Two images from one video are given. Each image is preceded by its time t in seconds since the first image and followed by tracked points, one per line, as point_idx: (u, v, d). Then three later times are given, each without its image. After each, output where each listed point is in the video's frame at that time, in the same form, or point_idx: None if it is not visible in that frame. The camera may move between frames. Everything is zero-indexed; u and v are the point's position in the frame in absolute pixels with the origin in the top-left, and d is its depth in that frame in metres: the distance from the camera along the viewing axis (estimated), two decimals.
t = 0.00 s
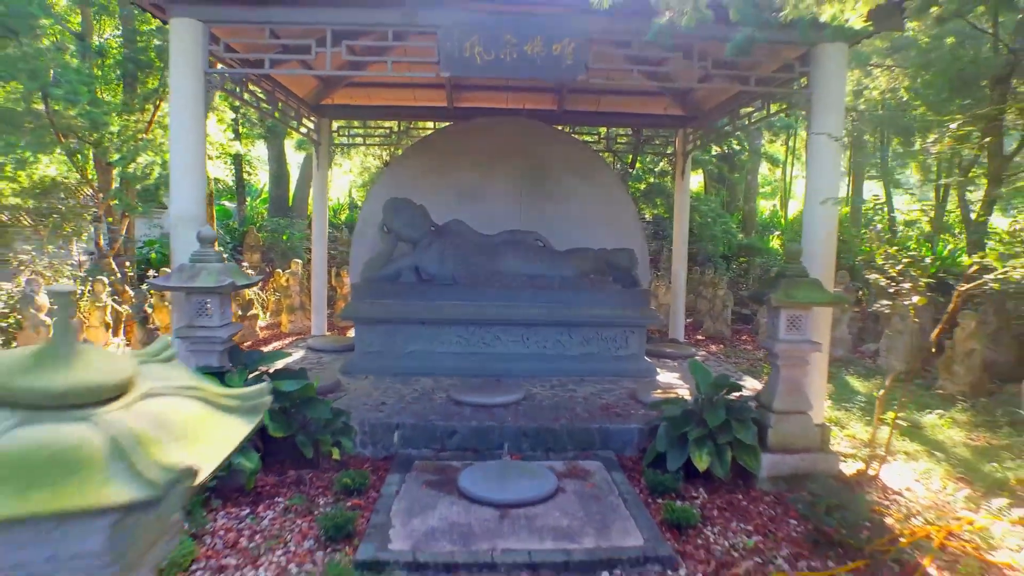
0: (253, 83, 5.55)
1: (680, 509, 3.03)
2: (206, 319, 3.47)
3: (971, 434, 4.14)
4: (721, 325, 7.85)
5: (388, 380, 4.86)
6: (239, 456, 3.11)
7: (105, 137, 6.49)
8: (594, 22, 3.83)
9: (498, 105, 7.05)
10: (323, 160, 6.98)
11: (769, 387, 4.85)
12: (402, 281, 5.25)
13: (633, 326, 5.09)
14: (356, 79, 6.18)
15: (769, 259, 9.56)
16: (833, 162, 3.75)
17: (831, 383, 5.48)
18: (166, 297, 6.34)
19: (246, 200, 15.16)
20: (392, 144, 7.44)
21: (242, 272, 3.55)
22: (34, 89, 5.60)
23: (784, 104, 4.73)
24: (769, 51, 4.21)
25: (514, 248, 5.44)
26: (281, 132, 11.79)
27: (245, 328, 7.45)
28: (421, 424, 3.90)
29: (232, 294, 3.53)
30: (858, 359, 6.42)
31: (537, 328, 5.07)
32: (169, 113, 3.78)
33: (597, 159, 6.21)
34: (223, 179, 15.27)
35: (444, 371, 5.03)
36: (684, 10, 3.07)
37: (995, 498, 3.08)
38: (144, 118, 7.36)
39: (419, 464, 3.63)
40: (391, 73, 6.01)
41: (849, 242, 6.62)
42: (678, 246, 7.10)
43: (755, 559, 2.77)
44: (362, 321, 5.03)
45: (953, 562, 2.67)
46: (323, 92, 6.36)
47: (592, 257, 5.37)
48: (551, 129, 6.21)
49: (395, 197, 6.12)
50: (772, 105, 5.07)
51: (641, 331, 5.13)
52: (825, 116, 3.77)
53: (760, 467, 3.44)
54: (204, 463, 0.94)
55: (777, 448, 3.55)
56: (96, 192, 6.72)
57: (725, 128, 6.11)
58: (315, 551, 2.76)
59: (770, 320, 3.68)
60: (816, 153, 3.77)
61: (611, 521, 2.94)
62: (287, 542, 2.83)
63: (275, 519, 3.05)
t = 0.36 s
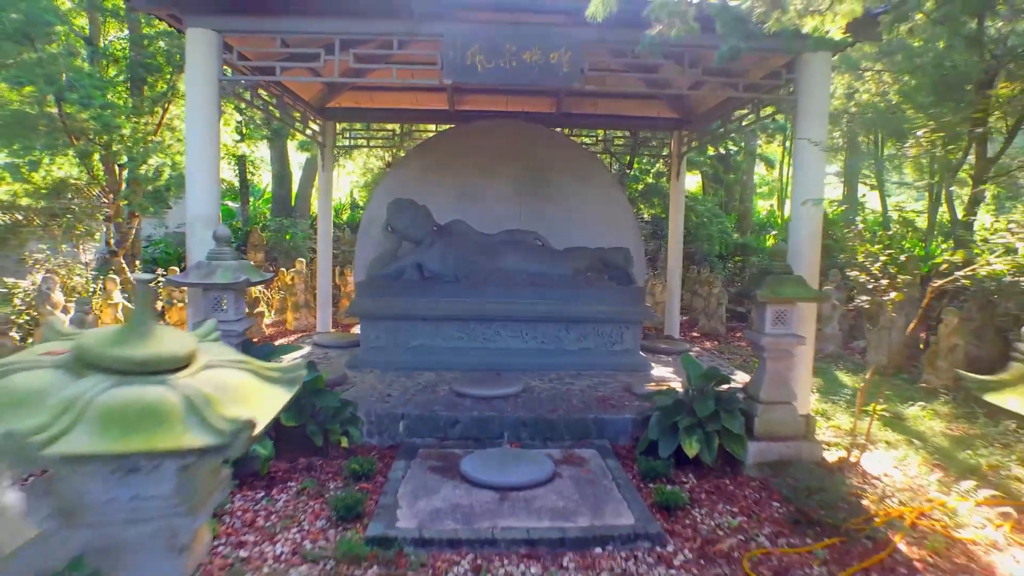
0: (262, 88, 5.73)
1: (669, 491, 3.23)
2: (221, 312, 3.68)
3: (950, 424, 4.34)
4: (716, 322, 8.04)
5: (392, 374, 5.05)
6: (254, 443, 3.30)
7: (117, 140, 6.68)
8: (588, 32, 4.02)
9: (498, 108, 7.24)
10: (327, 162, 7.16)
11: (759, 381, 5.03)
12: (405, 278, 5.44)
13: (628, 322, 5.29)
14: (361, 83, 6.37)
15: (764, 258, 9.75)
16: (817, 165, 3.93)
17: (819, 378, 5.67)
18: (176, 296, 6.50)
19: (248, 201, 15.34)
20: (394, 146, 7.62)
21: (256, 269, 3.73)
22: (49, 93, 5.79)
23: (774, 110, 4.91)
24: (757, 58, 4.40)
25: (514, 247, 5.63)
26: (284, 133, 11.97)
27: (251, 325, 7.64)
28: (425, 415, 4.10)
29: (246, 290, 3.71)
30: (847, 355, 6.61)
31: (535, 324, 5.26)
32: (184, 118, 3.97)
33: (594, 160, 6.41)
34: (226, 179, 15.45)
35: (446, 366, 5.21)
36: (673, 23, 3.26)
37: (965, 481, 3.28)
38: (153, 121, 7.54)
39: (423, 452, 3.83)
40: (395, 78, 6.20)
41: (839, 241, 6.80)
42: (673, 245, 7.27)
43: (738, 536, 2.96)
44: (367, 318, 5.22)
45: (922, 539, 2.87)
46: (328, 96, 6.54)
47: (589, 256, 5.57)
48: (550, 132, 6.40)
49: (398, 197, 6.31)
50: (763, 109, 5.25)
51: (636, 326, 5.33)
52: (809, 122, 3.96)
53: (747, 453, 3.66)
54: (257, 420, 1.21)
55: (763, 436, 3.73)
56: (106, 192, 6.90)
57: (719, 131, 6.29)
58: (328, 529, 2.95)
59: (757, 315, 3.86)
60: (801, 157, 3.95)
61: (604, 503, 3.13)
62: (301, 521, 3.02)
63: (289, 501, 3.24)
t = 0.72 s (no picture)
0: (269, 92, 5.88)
1: (662, 479, 3.38)
2: (234, 310, 3.82)
3: (935, 417, 4.50)
4: (712, 320, 8.20)
5: (396, 369, 5.21)
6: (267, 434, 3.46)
7: (125, 142, 6.82)
8: (586, 39, 4.17)
9: (498, 110, 7.40)
10: (331, 163, 7.32)
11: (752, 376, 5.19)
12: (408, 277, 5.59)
13: (625, 319, 5.45)
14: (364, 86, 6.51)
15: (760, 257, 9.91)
16: (804, 168, 4.10)
17: (811, 373, 5.83)
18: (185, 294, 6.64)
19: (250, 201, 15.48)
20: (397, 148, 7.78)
21: (267, 268, 3.88)
22: (61, 97, 5.95)
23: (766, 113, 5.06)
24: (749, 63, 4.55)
25: (514, 246, 5.79)
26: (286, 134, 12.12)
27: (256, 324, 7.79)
28: (428, 408, 4.25)
29: (257, 288, 3.86)
30: (839, 351, 6.77)
31: (534, 321, 5.42)
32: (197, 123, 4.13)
33: (592, 162, 6.57)
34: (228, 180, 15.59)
35: (448, 362, 5.37)
36: (665, 33, 3.42)
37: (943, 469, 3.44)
38: (159, 123, 7.68)
39: (427, 443, 3.99)
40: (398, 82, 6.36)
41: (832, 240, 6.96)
42: (670, 244, 7.42)
43: (727, 520, 3.12)
44: (371, 315, 5.38)
45: (900, 521, 3.04)
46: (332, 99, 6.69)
47: (587, 255, 5.73)
48: (549, 134, 6.57)
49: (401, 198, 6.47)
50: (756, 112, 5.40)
51: (633, 323, 5.48)
52: (798, 126, 4.12)
53: (736, 443, 3.82)
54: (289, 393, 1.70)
55: (755, 427, 3.86)
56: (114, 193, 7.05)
57: (715, 133, 6.44)
58: (338, 514, 3.11)
59: (747, 312, 4.02)
60: (790, 160, 4.11)
61: (600, 489, 3.29)
62: (312, 506, 3.19)
63: (299, 488, 3.40)
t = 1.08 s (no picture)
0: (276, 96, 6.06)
1: (654, 466, 3.57)
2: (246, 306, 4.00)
3: (919, 410, 4.68)
4: (707, 318, 8.39)
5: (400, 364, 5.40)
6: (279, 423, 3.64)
7: (136, 145, 7.01)
8: (583, 47, 4.35)
9: (499, 113, 7.58)
10: (336, 165, 7.50)
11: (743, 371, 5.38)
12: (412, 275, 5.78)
13: (621, 316, 5.63)
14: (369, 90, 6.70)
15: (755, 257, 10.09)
16: (792, 171, 4.28)
17: (801, 368, 6.02)
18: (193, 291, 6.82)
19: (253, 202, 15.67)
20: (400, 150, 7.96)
21: (277, 266, 4.06)
22: (74, 102, 6.15)
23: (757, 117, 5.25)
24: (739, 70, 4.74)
25: (514, 246, 5.99)
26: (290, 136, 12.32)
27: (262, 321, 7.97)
28: (432, 399, 4.44)
29: (268, 285, 4.04)
30: (830, 348, 6.96)
31: (534, 318, 5.61)
32: (210, 130, 4.33)
33: (590, 164, 6.76)
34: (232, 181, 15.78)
35: (450, 357, 5.56)
36: (656, 43, 3.61)
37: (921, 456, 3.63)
38: (168, 126, 7.88)
39: (431, 433, 4.17)
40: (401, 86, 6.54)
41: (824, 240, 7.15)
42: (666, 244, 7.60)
43: (714, 503, 3.31)
44: (376, 312, 5.57)
45: (877, 504, 3.23)
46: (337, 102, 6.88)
47: (584, 254, 5.92)
48: (548, 137, 6.76)
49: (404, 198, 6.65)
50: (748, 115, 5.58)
51: (629, 320, 5.67)
52: (786, 131, 4.30)
53: (725, 433, 4.00)
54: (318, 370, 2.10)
55: (743, 418, 4.06)
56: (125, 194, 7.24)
57: (709, 136, 6.62)
58: (347, 497, 3.30)
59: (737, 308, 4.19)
60: (778, 163, 4.29)
61: (595, 475, 3.48)
62: (323, 490, 3.37)
63: (310, 474, 3.59)
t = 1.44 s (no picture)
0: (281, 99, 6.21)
1: (648, 456, 3.71)
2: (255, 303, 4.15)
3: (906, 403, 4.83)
4: (704, 316, 8.53)
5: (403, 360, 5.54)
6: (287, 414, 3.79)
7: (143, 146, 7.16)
8: (580, 53, 4.50)
9: (499, 115, 7.72)
10: (339, 166, 7.64)
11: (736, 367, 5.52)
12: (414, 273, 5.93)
13: (618, 313, 5.78)
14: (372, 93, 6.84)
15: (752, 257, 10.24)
16: (783, 174, 4.42)
17: (794, 365, 6.17)
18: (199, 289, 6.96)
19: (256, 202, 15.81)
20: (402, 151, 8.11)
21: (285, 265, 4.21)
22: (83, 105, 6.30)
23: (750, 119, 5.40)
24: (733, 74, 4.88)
25: (514, 245, 6.13)
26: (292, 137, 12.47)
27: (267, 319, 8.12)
28: (434, 393, 4.58)
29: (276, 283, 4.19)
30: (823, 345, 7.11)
31: (533, 315, 5.76)
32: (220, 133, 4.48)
33: (588, 165, 6.90)
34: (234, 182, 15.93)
35: (451, 354, 5.70)
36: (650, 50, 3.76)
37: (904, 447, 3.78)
38: (175, 128, 8.03)
39: (433, 426, 4.32)
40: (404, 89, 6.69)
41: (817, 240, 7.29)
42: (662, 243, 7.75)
43: (705, 491, 3.46)
44: (379, 309, 5.71)
45: (861, 492, 3.38)
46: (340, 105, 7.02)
47: (582, 253, 6.07)
48: (547, 139, 6.90)
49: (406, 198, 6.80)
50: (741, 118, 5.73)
51: (626, 317, 5.82)
52: (777, 135, 4.45)
53: (717, 426, 4.14)
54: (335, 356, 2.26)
55: (735, 412, 4.19)
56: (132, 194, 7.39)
57: (705, 137, 6.77)
58: (354, 485, 3.45)
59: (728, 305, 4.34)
60: (769, 167, 4.44)
61: (591, 465, 3.63)
62: (330, 479, 3.52)
63: (317, 464, 3.73)
